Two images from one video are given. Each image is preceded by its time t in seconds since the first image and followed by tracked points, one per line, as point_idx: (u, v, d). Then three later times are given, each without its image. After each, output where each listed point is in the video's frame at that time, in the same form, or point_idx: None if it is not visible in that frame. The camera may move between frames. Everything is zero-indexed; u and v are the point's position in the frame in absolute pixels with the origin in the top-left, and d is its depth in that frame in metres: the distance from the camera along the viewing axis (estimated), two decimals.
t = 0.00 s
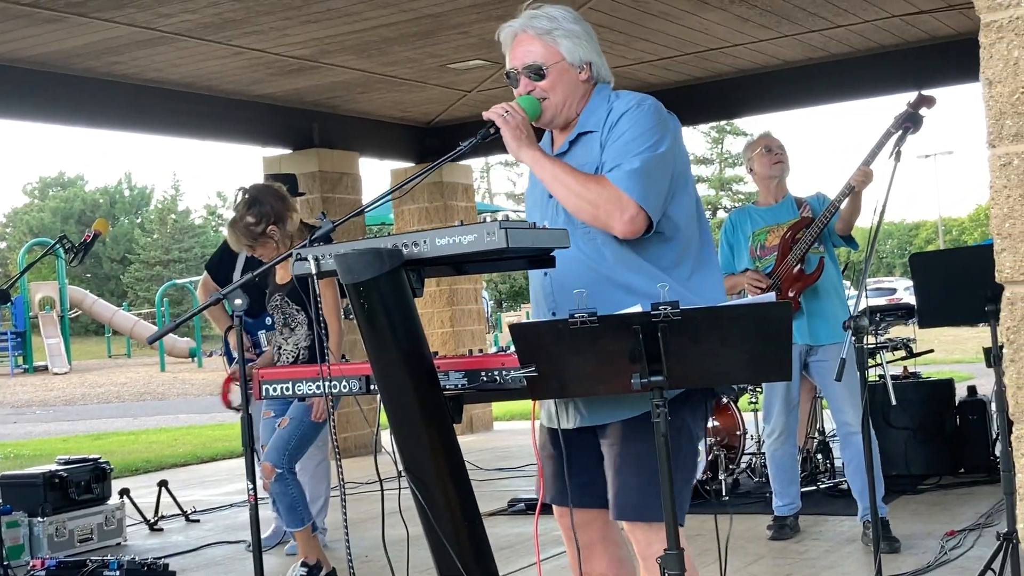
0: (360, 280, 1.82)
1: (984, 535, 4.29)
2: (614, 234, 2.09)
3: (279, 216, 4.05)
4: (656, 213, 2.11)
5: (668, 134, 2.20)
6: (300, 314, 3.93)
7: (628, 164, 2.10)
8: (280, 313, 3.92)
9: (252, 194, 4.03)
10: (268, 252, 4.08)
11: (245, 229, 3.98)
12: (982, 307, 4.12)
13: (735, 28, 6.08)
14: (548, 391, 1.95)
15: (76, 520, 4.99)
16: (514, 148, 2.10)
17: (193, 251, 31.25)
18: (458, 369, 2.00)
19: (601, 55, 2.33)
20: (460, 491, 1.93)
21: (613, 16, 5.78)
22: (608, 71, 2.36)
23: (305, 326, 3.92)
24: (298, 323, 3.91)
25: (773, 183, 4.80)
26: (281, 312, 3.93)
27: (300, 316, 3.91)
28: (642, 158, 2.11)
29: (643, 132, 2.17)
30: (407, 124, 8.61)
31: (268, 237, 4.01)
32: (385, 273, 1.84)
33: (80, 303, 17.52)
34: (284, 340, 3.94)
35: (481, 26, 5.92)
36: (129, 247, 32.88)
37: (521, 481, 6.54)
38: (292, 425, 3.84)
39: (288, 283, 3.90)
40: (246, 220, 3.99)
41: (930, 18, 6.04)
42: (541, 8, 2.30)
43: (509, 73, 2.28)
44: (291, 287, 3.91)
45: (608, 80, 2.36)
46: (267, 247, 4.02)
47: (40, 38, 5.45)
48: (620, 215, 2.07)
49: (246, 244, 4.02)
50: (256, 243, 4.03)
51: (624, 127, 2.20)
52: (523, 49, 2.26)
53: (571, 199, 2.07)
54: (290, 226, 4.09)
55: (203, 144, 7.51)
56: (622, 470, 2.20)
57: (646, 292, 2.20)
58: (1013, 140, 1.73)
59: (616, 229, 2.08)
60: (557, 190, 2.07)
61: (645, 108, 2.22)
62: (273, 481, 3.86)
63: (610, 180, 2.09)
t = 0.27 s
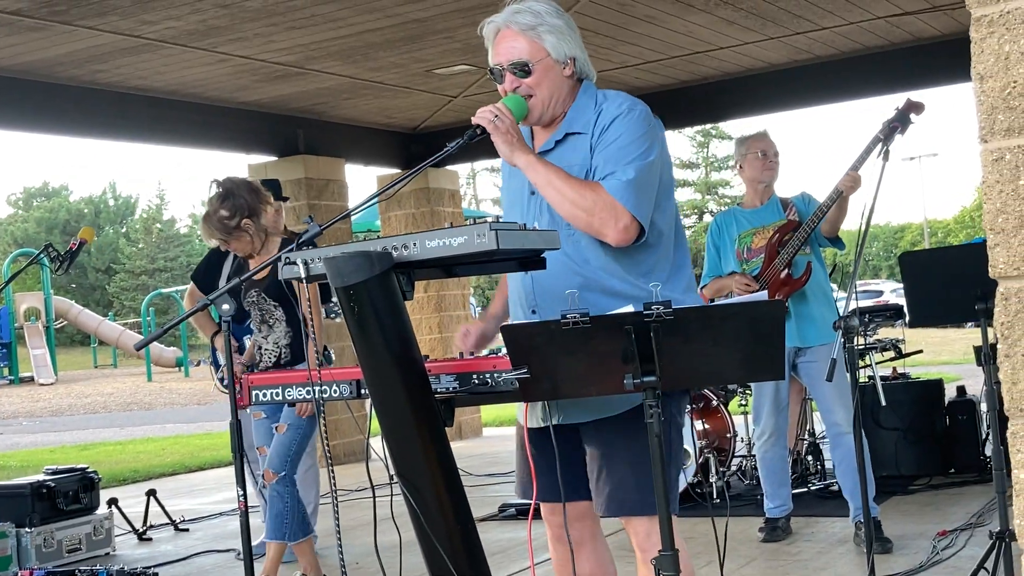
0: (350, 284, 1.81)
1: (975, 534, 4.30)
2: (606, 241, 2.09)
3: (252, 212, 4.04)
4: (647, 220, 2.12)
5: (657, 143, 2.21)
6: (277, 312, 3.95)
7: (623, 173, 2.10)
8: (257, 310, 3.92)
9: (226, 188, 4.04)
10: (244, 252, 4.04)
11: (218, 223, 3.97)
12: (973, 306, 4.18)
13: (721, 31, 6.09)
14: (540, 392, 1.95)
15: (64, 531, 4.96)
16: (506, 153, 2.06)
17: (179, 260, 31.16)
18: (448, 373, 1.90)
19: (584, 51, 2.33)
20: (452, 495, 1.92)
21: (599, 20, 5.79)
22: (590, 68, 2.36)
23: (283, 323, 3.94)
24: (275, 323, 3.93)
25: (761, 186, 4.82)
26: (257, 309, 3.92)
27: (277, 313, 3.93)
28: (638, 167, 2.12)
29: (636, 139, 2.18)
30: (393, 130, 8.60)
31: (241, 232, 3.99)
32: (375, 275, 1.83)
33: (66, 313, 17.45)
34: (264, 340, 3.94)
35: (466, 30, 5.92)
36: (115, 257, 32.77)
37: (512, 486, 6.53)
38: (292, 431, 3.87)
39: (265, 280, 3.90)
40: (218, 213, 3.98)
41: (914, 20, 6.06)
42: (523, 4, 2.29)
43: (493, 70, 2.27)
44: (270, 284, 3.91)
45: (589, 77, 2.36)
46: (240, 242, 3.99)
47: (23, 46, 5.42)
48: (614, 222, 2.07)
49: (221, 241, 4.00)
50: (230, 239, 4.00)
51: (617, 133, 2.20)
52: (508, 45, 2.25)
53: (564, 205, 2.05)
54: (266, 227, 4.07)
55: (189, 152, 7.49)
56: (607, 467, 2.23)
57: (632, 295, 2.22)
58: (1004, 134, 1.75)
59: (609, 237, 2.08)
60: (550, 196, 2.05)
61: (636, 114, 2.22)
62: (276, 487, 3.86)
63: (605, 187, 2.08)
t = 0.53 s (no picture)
0: (352, 285, 1.80)
1: (977, 531, 4.30)
2: (612, 244, 2.10)
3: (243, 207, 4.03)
4: (651, 226, 2.16)
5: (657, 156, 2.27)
6: (258, 309, 3.94)
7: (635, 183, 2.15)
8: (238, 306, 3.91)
9: (218, 182, 4.05)
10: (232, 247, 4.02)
11: (207, 215, 3.98)
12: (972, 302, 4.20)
13: (716, 30, 6.09)
14: (541, 392, 1.94)
15: (64, 537, 4.95)
16: (518, 154, 2.01)
17: (175, 266, 31.12)
18: (449, 373, 1.87)
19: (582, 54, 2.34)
20: (455, 495, 1.91)
21: (594, 21, 5.78)
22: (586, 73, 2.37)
23: (264, 321, 3.93)
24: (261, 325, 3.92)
25: (759, 184, 4.82)
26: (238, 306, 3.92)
27: (258, 311, 3.93)
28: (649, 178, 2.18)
29: (642, 150, 2.23)
30: (388, 133, 8.59)
31: (229, 225, 3.98)
32: (376, 276, 1.82)
33: (61, 320, 17.42)
34: (243, 339, 3.91)
35: (461, 32, 5.91)
36: (110, 263, 32.73)
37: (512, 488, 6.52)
38: (282, 444, 3.76)
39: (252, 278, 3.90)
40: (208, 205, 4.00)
41: (909, 18, 6.06)
42: (525, 5, 2.29)
43: (497, 69, 2.25)
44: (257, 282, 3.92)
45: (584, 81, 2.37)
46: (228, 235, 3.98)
47: (17, 52, 5.42)
48: (623, 227, 2.09)
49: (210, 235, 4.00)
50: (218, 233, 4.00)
51: (625, 141, 2.24)
52: (513, 44, 2.24)
53: (578, 207, 2.04)
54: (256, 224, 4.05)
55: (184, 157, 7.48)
56: (609, 458, 2.27)
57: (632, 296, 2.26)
58: (1007, 128, 1.78)
59: (616, 241, 2.09)
60: (565, 199, 2.03)
61: (641, 123, 2.27)
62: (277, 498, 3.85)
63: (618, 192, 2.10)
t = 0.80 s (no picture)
0: (357, 284, 1.80)
1: (982, 526, 4.29)
2: (628, 238, 2.09)
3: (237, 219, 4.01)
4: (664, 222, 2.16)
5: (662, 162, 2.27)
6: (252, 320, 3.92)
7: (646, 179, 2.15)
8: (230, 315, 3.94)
9: (214, 192, 4.02)
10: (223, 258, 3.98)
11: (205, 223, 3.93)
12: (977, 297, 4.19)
13: (716, 27, 6.08)
14: (548, 390, 1.94)
15: (68, 540, 4.94)
16: (529, 153, 1.99)
17: (175, 268, 31.11)
18: (456, 373, 1.88)
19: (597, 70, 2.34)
20: (462, 497, 1.90)
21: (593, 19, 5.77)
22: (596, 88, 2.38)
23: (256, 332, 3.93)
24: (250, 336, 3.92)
25: (760, 182, 4.83)
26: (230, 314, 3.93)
27: (250, 322, 3.91)
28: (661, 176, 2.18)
29: (654, 149, 2.21)
30: (388, 134, 8.59)
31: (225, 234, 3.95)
32: (380, 276, 1.82)
33: (62, 323, 17.40)
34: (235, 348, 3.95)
35: (460, 32, 5.91)
36: (110, 266, 32.73)
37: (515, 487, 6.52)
38: (266, 455, 3.75)
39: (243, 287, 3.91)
40: (204, 214, 3.96)
41: (908, 14, 6.05)
42: (554, 10, 2.30)
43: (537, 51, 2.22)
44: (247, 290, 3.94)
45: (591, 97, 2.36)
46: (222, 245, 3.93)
47: (17, 56, 5.41)
48: (638, 219, 2.08)
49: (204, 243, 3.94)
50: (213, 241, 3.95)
51: (637, 140, 2.23)
52: (551, 31, 2.22)
53: (592, 203, 2.04)
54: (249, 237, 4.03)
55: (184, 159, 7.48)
56: (620, 464, 2.21)
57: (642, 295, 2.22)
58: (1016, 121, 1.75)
59: (631, 234, 2.09)
60: (579, 195, 2.03)
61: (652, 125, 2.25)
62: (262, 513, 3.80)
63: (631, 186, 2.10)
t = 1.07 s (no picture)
0: (360, 284, 1.79)
1: (988, 523, 4.28)
2: (666, 187, 2.08)
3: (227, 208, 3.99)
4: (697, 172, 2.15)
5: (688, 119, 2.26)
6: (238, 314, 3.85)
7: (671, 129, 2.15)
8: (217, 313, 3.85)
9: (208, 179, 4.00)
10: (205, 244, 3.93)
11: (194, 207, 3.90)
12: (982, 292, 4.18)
13: (717, 26, 6.08)
14: (553, 388, 1.93)
15: (71, 543, 4.93)
16: (545, 132, 2.02)
17: (177, 271, 31.12)
18: (461, 371, 1.95)
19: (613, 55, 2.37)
20: (467, 495, 1.90)
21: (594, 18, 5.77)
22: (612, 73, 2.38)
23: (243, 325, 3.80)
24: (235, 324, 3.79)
25: (766, 178, 4.83)
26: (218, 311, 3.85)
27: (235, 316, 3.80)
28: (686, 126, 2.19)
29: (675, 108, 2.23)
30: (389, 135, 8.59)
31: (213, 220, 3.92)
32: (384, 275, 1.81)
33: (65, 326, 17.40)
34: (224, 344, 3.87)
35: (461, 32, 5.90)
36: (112, 269, 32.74)
37: (520, 487, 6.52)
38: (269, 454, 3.78)
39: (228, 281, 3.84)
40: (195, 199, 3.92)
41: (910, 10, 6.04)
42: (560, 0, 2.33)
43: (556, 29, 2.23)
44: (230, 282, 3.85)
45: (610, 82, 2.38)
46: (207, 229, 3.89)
47: (18, 59, 5.41)
48: (672, 166, 2.07)
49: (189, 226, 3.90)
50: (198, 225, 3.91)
51: (657, 102, 2.25)
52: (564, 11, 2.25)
53: (621, 161, 2.04)
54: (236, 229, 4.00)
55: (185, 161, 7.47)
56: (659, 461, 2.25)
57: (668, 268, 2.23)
58: (1021, 114, 1.73)
59: (670, 182, 2.07)
60: (606, 156, 2.03)
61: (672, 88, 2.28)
62: (269, 513, 3.81)
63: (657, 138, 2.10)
